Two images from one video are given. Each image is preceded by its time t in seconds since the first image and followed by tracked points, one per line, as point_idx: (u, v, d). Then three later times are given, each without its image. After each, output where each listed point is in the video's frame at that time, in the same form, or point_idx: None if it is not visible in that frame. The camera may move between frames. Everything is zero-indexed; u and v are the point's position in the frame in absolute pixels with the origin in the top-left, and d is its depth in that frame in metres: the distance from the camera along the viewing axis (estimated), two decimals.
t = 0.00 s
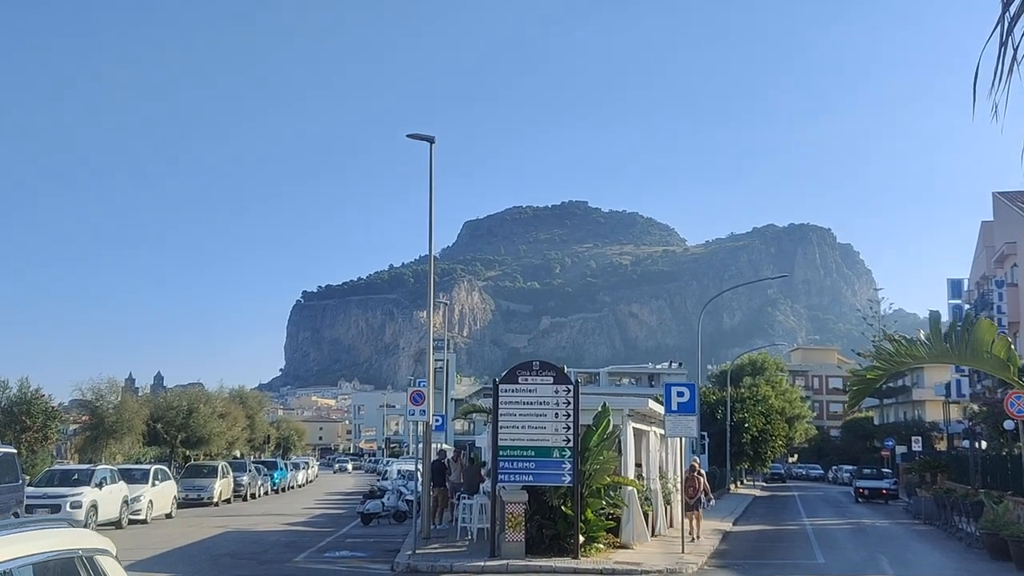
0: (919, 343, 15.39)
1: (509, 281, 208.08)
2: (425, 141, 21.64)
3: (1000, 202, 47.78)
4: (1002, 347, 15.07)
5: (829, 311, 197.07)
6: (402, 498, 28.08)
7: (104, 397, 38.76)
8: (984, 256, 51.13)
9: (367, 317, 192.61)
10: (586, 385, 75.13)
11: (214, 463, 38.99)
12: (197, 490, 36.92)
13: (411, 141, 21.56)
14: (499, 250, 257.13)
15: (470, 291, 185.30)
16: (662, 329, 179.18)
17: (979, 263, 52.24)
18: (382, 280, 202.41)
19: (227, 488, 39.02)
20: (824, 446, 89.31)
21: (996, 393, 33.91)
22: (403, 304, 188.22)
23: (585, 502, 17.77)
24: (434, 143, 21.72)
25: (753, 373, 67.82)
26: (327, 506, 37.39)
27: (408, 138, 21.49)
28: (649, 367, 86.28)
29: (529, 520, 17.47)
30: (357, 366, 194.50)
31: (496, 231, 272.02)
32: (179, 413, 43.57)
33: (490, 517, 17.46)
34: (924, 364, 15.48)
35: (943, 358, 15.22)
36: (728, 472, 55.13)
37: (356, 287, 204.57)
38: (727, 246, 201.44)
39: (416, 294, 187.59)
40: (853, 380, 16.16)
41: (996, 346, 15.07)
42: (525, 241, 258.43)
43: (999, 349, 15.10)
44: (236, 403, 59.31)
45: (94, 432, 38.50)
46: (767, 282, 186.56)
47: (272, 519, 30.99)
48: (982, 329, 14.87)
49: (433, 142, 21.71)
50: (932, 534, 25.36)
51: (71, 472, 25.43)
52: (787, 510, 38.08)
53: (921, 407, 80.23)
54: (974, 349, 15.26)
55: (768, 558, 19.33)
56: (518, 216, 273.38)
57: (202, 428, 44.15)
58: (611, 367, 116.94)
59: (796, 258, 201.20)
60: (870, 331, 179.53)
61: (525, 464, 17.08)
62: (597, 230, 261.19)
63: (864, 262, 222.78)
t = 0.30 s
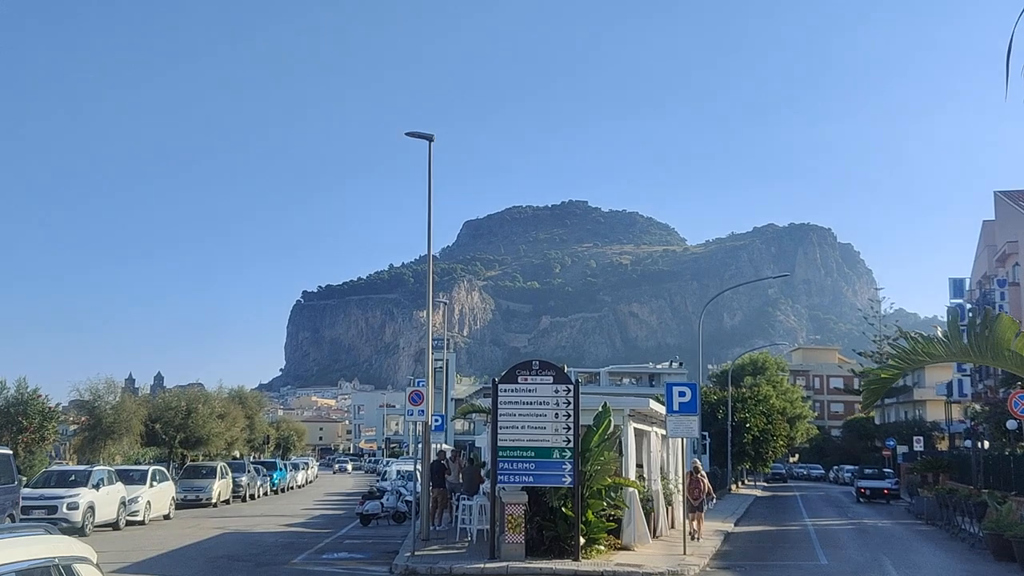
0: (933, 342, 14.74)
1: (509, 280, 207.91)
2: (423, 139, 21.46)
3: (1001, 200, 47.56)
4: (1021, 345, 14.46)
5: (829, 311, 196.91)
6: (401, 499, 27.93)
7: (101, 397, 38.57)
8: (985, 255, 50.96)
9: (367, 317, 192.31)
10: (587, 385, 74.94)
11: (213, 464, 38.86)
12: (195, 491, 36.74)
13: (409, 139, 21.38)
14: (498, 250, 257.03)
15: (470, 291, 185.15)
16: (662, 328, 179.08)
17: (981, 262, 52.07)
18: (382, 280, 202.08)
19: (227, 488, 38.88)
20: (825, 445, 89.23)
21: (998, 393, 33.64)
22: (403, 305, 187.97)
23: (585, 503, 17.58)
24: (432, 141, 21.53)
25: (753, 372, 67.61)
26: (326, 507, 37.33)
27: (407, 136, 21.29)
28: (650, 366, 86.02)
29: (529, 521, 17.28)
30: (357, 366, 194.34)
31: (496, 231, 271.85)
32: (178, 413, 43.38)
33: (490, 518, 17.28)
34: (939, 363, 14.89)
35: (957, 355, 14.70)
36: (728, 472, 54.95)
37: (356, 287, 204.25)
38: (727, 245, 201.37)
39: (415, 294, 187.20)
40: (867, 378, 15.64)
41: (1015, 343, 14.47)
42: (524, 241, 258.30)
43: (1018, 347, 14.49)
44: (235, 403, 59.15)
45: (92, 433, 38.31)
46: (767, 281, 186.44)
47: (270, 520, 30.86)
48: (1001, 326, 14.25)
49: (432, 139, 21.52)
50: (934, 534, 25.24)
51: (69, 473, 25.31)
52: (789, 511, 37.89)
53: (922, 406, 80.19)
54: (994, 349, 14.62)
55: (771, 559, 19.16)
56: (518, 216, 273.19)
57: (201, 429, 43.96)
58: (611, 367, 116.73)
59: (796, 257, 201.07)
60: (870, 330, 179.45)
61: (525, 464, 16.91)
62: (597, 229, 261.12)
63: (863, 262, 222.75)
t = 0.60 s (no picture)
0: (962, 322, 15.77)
1: (503, 276, 207.71)
2: (418, 132, 21.28)
3: (996, 193, 47.49)
4: None
5: (823, 306, 197.09)
6: (397, 494, 27.76)
7: (94, 394, 38.34)
8: (980, 248, 50.88)
9: (361, 314, 191.91)
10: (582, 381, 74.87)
11: (207, 461, 38.63)
12: (189, 488, 36.54)
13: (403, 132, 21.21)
14: (492, 246, 256.85)
15: (464, 287, 184.97)
16: (656, 323, 178.97)
17: (976, 255, 51.99)
18: (375, 277, 201.55)
19: (221, 485, 38.66)
20: (820, 440, 89.35)
21: (994, 385, 33.53)
22: (397, 301, 187.50)
23: (583, 498, 17.43)
24: (427, 133, 21.35)
25: (748, 367, 67.46)
26: (321, 503, 37.15)
27: (401, 128, 21.12)
28: (644, 362, 85.88)
29: (526, 517, 17.12)
30: (351, 363, 194.17)
31: (490, 228, 271.64)
32: (171, 410, 43.12)
33: (486, 514, 17.11)
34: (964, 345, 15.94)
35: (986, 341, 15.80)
36: (724, 467, 54.94)
37: (351, 283, 203.80)
38: (721, 240, 201.41)
39: (409, 291, 186.98)
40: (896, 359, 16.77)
41: None
42: (518, 237, 258.18)
43: None
44: (230, 400, 58.99)
45: (85, 430, 38.06)
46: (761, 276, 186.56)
47: (265, 516, 30.68)
48: None
49: (426, 131, 21.34)
50: (932, 529, 25.17)
51: (60, 471, 25.06)
52: (785, 505, 37.83)
53: (916, 401, 80.48)
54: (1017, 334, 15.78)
55: (770, 553, 19.04)
56: (512, 212, 272.95)
57: (195, 426, 43.70)
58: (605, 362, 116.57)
59: (790, 252, 201.26)
60: (865, 325, 179.76)
61: (521, 460, 16.73)
62: (591, 225, 261.10)
63: (857, 256, 223.16)
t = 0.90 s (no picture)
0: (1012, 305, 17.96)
1: (493, 274, 207.33)
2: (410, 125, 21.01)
3: (987, 186, 47.51)
4: None
5: (812, 301, 197.59)
6: (389, 492, 27.54)
7: (83, 393, 37.92)
8: (971, 242, 50.92)
9: (351, 312, 191.31)
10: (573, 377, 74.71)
11: (197, 459, 38.29)
12: (179, 487, 36.23)
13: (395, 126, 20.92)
14: (482, 244, 256.47)
15: (454, 285, 184.58)
16: (646, 320, 178.98)
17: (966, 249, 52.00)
18: (365, 275, 200.77)
19: (211, 484, 38.34)
20: (810, 435, 89.58)
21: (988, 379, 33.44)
22: (387, 298, 186.85)
23: (578, 494, 17.24)
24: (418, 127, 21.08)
25: (739, 362, 67.33)
26: (312, 501, 36.89)
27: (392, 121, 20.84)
28: (635, 358, 85.71)
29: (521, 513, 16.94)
30: (341, 361, 193.65)
31: (480, 225, 271.22)
32: (161, 408, 42.74)
33: (480, 511, 16.89)
34: (1010, 325, 18.04)
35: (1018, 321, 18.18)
36: (716, 463, 54.90)
37: (340, 281, 203.17)
38: (710, 236, 201.59)
39: (399, 289, 186.43)
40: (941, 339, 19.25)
41: None
42: (508, 234, 257.93)
43: None
44: (219, 398, 58.59)
45: (73, 429, 37.67)
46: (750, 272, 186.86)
47: (256, 515, 30.41)
48: None
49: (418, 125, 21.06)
50: (928, 523, 25.12)
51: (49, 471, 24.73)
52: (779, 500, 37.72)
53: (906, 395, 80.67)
54: None
55: (767, 549, 18.91)
56: (501, 209, 272.57)
57: (185, 424, 43.31)
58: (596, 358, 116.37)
59: (779, 248, 201.67)
60: (853, 320, 180.35)
61: (516, 455, 16.51)
62: (581, 222, 261.06)
63: (845, 252, 223.80)
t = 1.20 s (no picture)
0: None
1: (484, 273, 206.95)
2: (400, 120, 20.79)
3: (980, 182, 47.56)
4: None
5: (803, 300, 197.97)
6: (381, 492, 27.34)
7: (71, 394, 37.53)
8: (963, 239, 50.94)
9: (342, 312, 190.81)
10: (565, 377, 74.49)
11: (187, 459, 37.97)
12: (169, 488, 35.86)
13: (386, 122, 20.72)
14: (473, 243, 256.15)
15: (445, 284, 184.22)
16: (637, 319, 178.95)
17: (958, 246, 52.06)
18: (356, 275, 200.19)
19: (201, 485, 38.03)
20: (802, 433, 89.56)
21: (982, 375, 33.39)
22: (378, 298, 186.31)
23: (573, 493, 17.05)
24: (410, 123, 20.89)
25: (730, 361, 67.25)
26: (303, 501, 36.59)
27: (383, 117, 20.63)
28: (627, 357, 85.48)
29: (515, 513, 16.73)
30: (333, 361, 193.26)
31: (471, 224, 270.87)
32: (150, 409, 42.38)
33: (474, 511, 16.66)
34: None
35: None
36: (709, 460, 54.83)
37: (331, 281, 202.74)
38: (701, 235, 201.69)
39: (390, 288, 185.96)
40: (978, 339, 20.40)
41: None
42: (499, 234, 257.64)
43: None
44: (209, 398, 58.22)
45: (61, 430, 37.29)
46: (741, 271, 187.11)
47: (246, 516, 30.18)
48: None
49: (409, 121, 20.86)
50: (923, 521, 25.11)
51: (36, 472, 24.41)
52: (773, 497, 37.67)
53: (898, 393, 80.82)
54: None
55: (763, 548, 18.75)
56: (492, 208, 272.32)
57: (175, 425, 42.92)
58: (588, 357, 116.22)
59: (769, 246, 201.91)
60: (844, 319, 180.78)
61: (510, 454, 16.31)
62: (572, 221, 261.07)
63: (836, 250, 224.31)
